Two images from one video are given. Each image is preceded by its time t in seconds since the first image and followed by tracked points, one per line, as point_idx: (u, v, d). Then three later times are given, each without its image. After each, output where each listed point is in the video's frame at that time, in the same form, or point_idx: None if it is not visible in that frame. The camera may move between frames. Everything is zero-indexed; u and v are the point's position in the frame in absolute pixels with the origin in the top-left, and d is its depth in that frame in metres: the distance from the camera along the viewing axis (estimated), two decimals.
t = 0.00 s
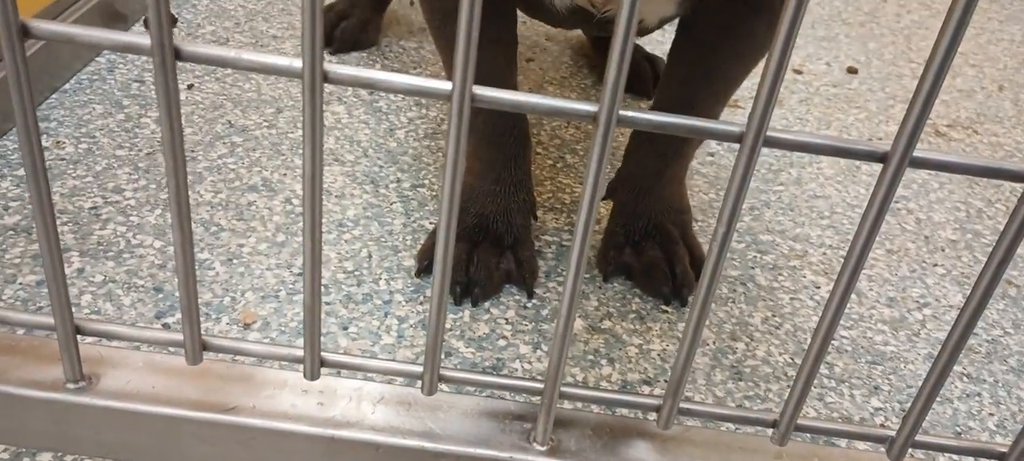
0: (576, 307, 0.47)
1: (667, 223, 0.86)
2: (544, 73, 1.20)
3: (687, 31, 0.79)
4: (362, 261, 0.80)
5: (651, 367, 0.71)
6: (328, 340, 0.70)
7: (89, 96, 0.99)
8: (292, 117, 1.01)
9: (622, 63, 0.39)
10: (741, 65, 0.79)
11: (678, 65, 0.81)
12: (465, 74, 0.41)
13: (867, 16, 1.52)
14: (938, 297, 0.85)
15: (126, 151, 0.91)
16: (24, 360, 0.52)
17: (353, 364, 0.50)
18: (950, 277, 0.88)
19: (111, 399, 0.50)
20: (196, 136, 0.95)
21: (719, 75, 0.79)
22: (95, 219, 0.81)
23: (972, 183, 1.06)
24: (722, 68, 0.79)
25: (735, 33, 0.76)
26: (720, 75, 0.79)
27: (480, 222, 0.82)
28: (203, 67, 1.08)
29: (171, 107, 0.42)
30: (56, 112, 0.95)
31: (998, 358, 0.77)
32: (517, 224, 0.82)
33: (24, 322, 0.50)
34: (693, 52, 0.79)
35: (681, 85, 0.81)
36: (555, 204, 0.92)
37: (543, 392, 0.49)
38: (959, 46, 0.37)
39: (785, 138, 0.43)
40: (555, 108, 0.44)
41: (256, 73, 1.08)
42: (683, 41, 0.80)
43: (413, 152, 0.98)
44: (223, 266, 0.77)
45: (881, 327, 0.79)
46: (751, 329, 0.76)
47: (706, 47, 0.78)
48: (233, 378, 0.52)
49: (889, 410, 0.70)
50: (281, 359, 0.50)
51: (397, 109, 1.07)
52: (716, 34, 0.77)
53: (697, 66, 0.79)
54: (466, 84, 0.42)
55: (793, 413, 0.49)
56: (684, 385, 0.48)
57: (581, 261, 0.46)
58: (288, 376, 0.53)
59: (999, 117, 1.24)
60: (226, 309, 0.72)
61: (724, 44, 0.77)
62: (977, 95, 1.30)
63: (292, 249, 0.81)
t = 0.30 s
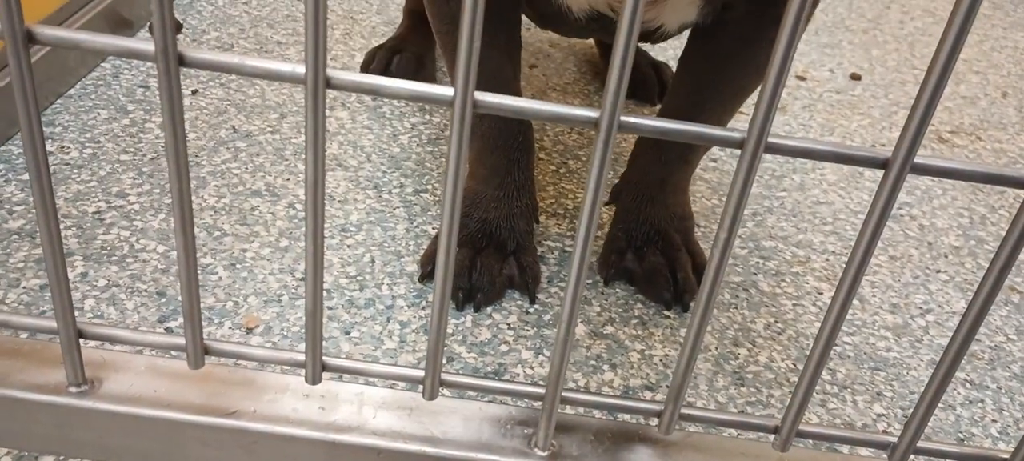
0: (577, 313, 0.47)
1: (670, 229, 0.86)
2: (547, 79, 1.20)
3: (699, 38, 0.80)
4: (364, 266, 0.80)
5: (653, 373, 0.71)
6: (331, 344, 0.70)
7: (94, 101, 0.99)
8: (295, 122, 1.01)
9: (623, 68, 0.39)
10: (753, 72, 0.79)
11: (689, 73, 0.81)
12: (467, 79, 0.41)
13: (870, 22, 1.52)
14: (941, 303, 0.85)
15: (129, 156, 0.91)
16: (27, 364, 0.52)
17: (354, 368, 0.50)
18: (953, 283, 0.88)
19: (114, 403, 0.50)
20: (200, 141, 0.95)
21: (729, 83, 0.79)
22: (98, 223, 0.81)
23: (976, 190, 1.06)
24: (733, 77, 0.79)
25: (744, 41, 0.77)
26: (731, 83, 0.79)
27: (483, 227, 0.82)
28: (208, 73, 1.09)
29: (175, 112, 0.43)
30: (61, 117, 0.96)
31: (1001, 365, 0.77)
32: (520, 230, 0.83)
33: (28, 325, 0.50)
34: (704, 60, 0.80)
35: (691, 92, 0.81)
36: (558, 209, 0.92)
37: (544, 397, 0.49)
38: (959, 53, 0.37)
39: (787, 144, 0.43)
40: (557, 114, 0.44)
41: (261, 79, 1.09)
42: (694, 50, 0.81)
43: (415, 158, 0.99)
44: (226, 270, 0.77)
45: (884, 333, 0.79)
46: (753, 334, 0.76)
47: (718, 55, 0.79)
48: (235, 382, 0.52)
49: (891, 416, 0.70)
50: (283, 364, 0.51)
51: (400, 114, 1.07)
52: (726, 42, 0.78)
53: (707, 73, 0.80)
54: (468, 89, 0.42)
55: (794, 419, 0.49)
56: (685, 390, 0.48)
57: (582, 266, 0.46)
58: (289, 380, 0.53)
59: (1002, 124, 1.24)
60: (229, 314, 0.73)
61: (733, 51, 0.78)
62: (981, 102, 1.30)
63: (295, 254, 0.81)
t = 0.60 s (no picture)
0: (588, 316, 0.47)
1: (681, 240, 0.86)
2: (562, 90, 1.21)
3: (710, 52, 0.81)
4: (377, 269, 0.81)
5: (662, 382, 0.71)
6: (342, 345, 0.71)
7: (114, 101, 1.01)
8: (311, 127, 1.03)
9: (637, 70, 0.40)
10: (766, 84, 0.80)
11: (698, 86, 0.82)
12: (483, 79, 0.42)
13: (886, 41, 1.52)
14: (952, 322, 0.84)
15: (148, 156, 0.92)
16: (44, 354, 0.52)
17: (365, 365, 0.51)
18: (965, 302, 0.88)
19: (129, 393, 0.51)
20: (218, 143, 0.96)
21: (741, 96, 0.80)
22: (116, 221, 0.82)
23: (989, 209, 1.06)
24: (743, 91, 0.80)
25: (757, 55, 0.78)
26: (741, 97, 0.80)
27: (496, 234, 0.83)
28: (227, 76, 1.10)
29: (197, 106, 0.43)
30: (82, 117, 0.97)
31: (1012, 384, 0.77)
32: (532, 236, 0.83)
33: (47, 314, 0.51)
34: (715, 74, 0.81)
35: (701, 105, 0.82)
36: (570, 218, 0.92)
37: (552, 398, 0.50)
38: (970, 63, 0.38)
39: (798, 150, 0.44)
40: (570, 116, 0.44)
41: (278, 83, 1.10)
42: (704, 64, 0.82)
43: (430, 164, 0.99)
44: (240, 270, 0.78)
45: (894, 350, 0.79)
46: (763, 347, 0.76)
47: (731, 68, 0.79)
48: (248, 376, 0.53)
49: (900, 432, 0.70)
50: (296, 359, 0.51)
51: (416, 121, 1.08)
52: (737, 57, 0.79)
53: (717, 86, 0.81)
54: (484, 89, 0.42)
55: (801, 427, 0.50)
56: (693, 395, 0.49)
57: (593, 269, 0.46)
58: (301, 375, 0.53)
59: (1017, 144, 1.24)
60: (242, 312, 0.73)
61: (745, 65, 0.79)
62: (995, 122, 1.29)
63: (308, 255, 0.82)
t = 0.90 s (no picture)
0: (598, 318, 0.48)
1: (693, 251, 0.87)
2: (577, 103, 1.22)
3: (725, 70, 0.82)
4: (391, 274, 0.82)
5: (671, 391, 0.72)
6: (355, 348, 0.72)
7: (137, 106, 1.03)
8: (329, 134, 1.04)
9: (652, 76, 0.41)
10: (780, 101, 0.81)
11: (714, 103, 0.83)
12: (501, 83, 0.43)
13: (902, 61, 1.53)
14: (963, 338, 0.84)
15: (169, 160, 0.94)
16: (65, 347, 0.54)
17: (378, 363, 0.52)
18: (977, 319, 0.88)
19: (146, 387, 0.52)
20: (237, 149, 0.98)
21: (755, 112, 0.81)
22: (136, 222, 0.83)
23: (1004, 228, 1.05)
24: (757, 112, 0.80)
25: (773, 74, 0.78)
26: (755, 115, 0.81)
27: (509, 242, 0.83)
28: (248, 84, 1.12)
29: (221, 106, 0.45)
30: (105, 120, 0.99)
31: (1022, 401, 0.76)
32: (545, 245, 0.84)
33: (68, 308, 0.52)
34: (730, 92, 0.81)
35: (716, 120, 0.83)
36: (583, 229, 0.93)
37: (562, 400, 0.51)
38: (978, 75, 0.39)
39: (809, 159, 0.45)
40: (585, 122, 0.45)
41: (298, 92, 1.12)
42: (720, 82, 0.83)
43: (445, 173, 1.00)
44: (257, 272, 0.79)
45: (905, 364, 0.79)
46: (773, 359, 0.77)
47: (745, 86, 0.80)
48: (262, 373, 0.54)
49: (909, 446, 0.70)
50: (311, 357, 0.52)
51: (432, 131, 1.09)
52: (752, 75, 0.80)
53: (733, 105, 0.81)
54: (501, 93, 0.43)
55: (809, 433, 0.50)
56: (701, 400, 0.49)
57: (604, 272, 0.47)
58: (315, 373, 0.54)
59: None
60: (257, 314, 0.74)
61: (760, 85, 0.79)
62: (1011, 142, 1.29)
63: (324, 259, 0.83)
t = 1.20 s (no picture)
0: (595, 321, 0.48)
1: (692, 254, 0.86)
2: (576, 105, 1.22)
3: (723, 74, 0.82)
4: (389, 277, 0.81)
5: (669, 394, 0.72)
6: (353, 350, 0.71)
7: (135, 109, 1.03)
8: (328, 137, 1.04)
9: (648, 78, 0.41)
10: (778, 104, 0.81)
11: (713, 106, 0.83)
12: (497, 86, 0.43)
13: (901, 63, 1.53)
14: (961, 341, 0.84)
15: (167, 162, 0.94)
16: (61, 350, 0.54)
17: (376, 366, 0.52)
18: (975, 322, 0.88)
19: (143, 390, 0.52)
20: (235, 151, 0.98)
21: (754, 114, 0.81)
22: (134, 225, 0.83)
23: (1002, 230, 1.05)
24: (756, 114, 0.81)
25: (771, 77, 0.78)
26: (753, 117, 0.81)
27: (507, 244, 0.83)
28: (246, 86, 1.12)
29: (217, 109, 0.45)
30: (103, 123, 0.99)
31: (1021, 404, 0.76)
32: (543, 248, 0.84)
33: (65, 311, 0.52)
34: (729, 94, 0.81)
35: (713, 123, 0.83)
36: (581, 231, 0.93)
37: (559, 403, 0.51)
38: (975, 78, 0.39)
39: (806, 161, 0.45)
40: (582, 124, 0.45)
41: (297, 94, 1.12)
42: (718, 85, 0.83)
43: (443, 175, 1.00)
44: (254, 275, 0.79)
45: (903, 367, 0.79)
46: (771, 361, 0.77)
47: (743, 89, 0.80)
48: (259, 376, 0.54)
49: (907, 448, 0.70)
50: (307, 360, 0.52)
51: (431, 133, 1.09)
52: (750, 78, 0.80)
53: (731, 108, 0.81)
54: (498, 95, 0.43)
55: (807, 435, 0.50)
56: (699, 402, 0.49)
57: (601, 275, 0.47)
58: (312, 376, 0.54)
59: None
60: (255, 317, 0.74)
61: (758, 88, 0.79)
62: (1010, 145, 1.29)
63: (322, 262, 0.83)
